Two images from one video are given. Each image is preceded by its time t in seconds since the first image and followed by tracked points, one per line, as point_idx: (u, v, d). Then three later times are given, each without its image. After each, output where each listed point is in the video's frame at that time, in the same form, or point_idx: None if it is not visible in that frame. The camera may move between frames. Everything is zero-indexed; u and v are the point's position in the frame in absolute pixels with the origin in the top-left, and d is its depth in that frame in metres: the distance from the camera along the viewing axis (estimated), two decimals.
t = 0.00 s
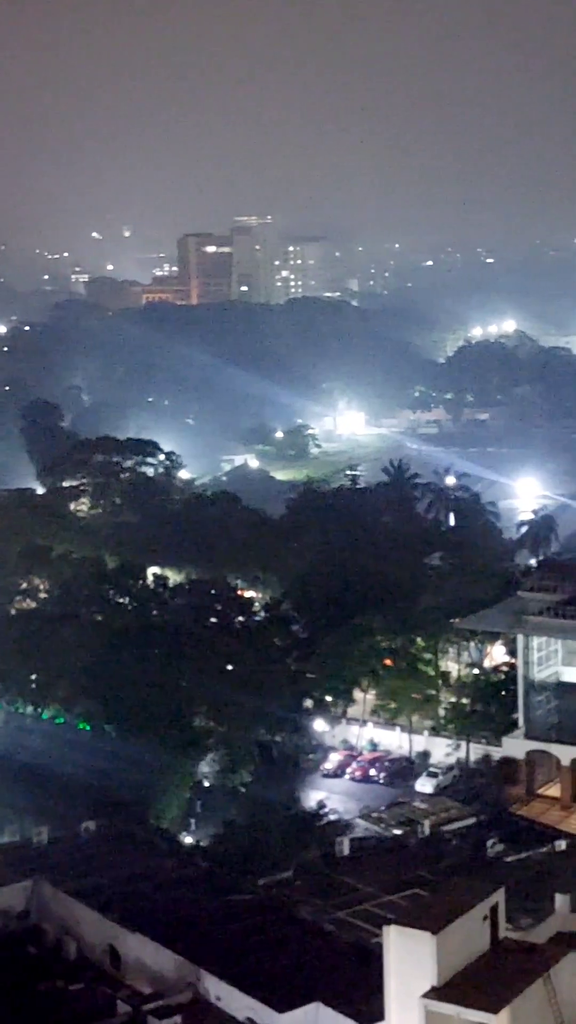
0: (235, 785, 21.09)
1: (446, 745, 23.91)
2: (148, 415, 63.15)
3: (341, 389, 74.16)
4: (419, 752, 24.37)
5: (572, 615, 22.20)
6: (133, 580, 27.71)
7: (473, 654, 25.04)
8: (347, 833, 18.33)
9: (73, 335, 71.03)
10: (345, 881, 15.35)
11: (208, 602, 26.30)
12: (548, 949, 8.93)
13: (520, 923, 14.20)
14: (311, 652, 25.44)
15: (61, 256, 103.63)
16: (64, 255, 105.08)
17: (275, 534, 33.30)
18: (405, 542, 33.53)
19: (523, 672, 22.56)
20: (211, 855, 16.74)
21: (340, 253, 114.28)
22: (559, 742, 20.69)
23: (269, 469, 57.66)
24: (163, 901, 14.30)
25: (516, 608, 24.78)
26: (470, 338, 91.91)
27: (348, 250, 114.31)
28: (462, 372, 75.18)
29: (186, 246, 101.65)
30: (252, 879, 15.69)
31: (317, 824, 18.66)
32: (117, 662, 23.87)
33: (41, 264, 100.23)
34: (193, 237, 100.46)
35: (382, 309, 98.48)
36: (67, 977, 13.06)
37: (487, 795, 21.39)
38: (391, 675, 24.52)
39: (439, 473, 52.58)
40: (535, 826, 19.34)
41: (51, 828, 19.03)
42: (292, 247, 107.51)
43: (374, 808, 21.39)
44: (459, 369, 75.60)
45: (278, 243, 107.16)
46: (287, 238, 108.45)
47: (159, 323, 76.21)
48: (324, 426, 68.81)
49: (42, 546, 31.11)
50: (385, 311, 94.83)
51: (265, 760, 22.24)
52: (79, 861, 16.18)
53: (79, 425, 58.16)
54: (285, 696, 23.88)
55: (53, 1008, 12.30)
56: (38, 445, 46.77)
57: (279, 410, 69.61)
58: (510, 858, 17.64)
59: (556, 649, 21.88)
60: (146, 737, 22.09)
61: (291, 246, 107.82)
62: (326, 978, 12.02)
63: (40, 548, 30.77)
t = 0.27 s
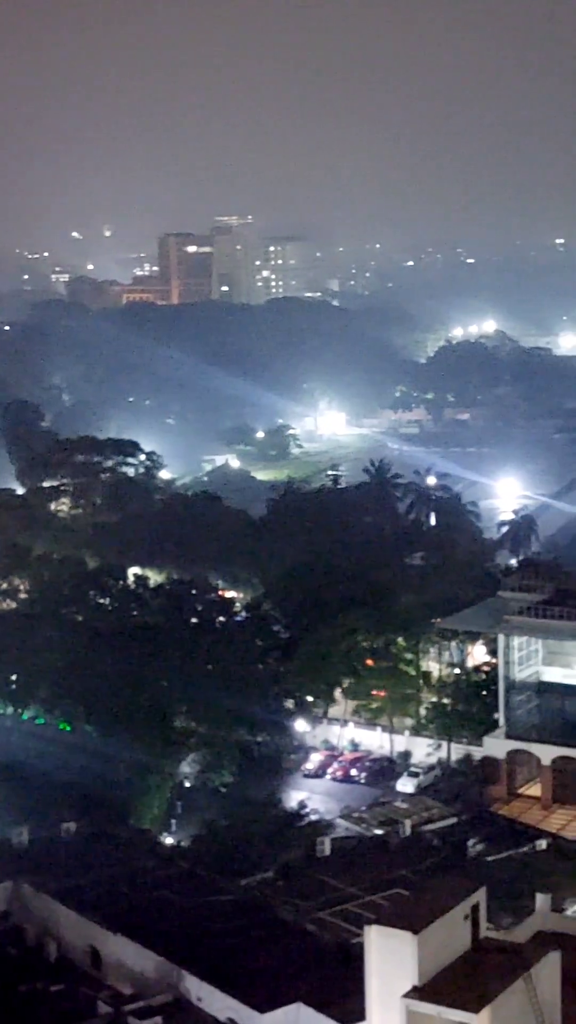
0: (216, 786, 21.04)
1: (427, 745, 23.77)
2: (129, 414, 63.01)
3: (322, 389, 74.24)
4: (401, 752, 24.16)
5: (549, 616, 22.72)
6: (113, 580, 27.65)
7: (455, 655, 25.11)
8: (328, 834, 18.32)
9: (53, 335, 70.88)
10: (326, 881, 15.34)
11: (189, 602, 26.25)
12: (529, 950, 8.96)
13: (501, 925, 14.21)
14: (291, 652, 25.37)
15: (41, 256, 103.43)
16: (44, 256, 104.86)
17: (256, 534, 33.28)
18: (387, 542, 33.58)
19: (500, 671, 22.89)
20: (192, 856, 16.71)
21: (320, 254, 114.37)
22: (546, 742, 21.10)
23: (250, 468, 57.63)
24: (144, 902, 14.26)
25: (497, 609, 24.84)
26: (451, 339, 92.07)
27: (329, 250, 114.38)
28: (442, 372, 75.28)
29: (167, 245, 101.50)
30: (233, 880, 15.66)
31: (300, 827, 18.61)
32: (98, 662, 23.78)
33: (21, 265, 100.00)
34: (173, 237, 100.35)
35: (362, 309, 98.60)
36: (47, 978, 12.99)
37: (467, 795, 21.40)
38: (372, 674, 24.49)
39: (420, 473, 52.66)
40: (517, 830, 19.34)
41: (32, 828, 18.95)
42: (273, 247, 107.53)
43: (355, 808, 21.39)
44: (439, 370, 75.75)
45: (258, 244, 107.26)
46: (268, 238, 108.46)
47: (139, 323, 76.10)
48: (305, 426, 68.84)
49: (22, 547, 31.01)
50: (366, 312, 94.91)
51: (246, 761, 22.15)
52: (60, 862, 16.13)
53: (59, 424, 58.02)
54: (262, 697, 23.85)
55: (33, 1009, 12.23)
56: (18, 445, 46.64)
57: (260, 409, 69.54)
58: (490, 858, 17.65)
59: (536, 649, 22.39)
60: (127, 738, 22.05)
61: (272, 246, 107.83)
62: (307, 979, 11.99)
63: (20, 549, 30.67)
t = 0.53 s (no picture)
0: (204, 787, 21.00)
1: (414, 745, 23.97)
2: (115, 415, 62.96)
3: (309, 390, 74.38)
4: (388, 752, 24.34)
5: (537, 616, 22.63)
6: (100, 580, 27.62)
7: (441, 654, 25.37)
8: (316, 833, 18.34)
9: (40, 336, 70.80)
10: (314, 881, 15.33)
11: (176, 601, 26.22)
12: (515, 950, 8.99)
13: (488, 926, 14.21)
14: (277, 650, 25.31)
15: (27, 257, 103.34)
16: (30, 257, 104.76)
17: (243, 535, 33.29)
18: (374, 542, 33.66)
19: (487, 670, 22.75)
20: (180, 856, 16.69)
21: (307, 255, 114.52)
22: (531, 742, 21.30)
23: (237, 468, 57.72)
24: (131, 903, 14.23)
25: (484, 608, 24.87)
26: (437, 340, 92.27)
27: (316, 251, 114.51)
28: (430, 373, 75.49)
29: (154, 245, 101.48)
30: (221, 880, 15.65)
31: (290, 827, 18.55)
32: (85, 661, 23.75)
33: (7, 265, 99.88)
34: (160, 237, 100.35)
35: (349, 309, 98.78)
36: (34, 980, 12.95)
37: (455, 795, 21.44)
38: (359, 675, 24.40)
39: (407, 474, 52.83)
40: (505, 830, 19.36)
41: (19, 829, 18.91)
42: (260, 247, 107.68)
43: (342, 808, 21.43)
44: (426, 370, 75.95)
45: (245, 244, 107.40)
46: (255, 239, 108.56)
47: (126, 323, 76.09)
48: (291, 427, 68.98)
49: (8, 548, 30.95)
50: (353, 312, 95.06)
51: (234, 763, 22.10)
52: (47, 863, 16.09)
53: (45, 425, 57.98)
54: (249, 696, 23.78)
55: (19, 1009, 12.18)
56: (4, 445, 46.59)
57: (247, 410, 69.65)
58: (477, 857, 17.67)
59: (524, 649, 22.19)
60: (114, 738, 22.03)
61: (259, 246, 108.01)
62: (295, 978, 11.98)
63: (7, 549, 30.62)
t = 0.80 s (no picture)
0: (193, 789, 20.99)
1: (403, 745, 23.92)
2: (104, 414, 62.92)
3: (298, 390, 74.47)
4: (377, 752, 24.29)
5: (525, 616, 22.77)
6: (89, 581, 27.61)
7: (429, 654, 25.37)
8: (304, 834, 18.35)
9: (28, 336, 70.74)
10: (302, 882, 15.35)
11: (165, 600, 26.19)
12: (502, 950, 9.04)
13: (477, 926, 14.24)
14: (267, 651, 25.28)
15: (16, 258, 103.24)
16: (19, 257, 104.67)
17: (233, 535, 33.29)
18: (363, 542, 33.74)
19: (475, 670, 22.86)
20: (168, 857, 16.69)
21: (296, 255, 114.60)
22: (520, 743, 21.34)
23: (227, 468, 57.77)
24: (119, 903, 14.24)
25: (472, 609, 24.95)
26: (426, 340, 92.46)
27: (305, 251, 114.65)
28: (419, 373, 75.64)
29: (143, 246, 101.48)
30: (209, 880, 15.65)
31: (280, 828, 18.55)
32: (73, 661, 23.72)
33: None
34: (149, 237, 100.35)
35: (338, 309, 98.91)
36: (22, 981, 12.93)
37: (443, 794, 21.48)
38: (348, 675, 24.44)
39: (397, 474, 53.03)
40: (494, 830, 19.40)
41: (8, 827, 18.88)
42: (249, 248, 107.86)
43: (331, 808, 21.52)
44: (415, 370, 76.10)
45: (234, 245, 107.55)
46: (245, 239, 108.66)
47: (114, 323, 76.09)
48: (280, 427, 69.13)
49: None
50: (342, 312, 95.19)
51: (224, 764, 22.09)
52: (34, 864, 16.07)
53: (34, 426, 57.94)
54: (238, 696, 23.73)
55: (8, 1011, 12.16)
56: None
57: (237, 411, 69.68)
58: (466, 858, 17.71)
59: (513, 650, 22.33)
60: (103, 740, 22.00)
61: (248, 247, 108.16)
62: (282, 979, 11.99)
63: None
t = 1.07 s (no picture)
0: (184, 789, 20.98)
1: (395, 746, 23.88)
2: (95, 414, 62.91)
3: (289, 390, 74.53)
4: (369, 752, 24.25)
5: (517, 616, 22.87)
6: (81, 581, 27.59)
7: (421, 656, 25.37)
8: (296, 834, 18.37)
9: (20, 336, 70.78)
10: (294, 882, 15.35)
11: (156, 600, 26.16)
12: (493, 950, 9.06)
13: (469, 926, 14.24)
14: (259, 651, 25.18)
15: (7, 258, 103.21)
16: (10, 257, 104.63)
17: (224, 535, 33.33)
18: (355, 543, 33.83)
19: (467, 671, 22.94)
20: (160, 858, 16.66)
21: (288, 255, 114.71)
22: (512, 743, 21.41)
23: (219, 469, 57.88)
24: (111, 904, 14.23)
25: (463, 609, 25.03)
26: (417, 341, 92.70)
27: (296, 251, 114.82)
28: (410, 374, 75.83)
29: (135, 246, 101.55)
30: (201, 881, 15.64)
31: (271, 828, 18.54)
32: (65, 662, 23.69)
33: None
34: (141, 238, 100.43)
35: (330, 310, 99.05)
36: (14, 981, 12.90)
37: (435, 794, 21.53)
38: (341, 676, 24.56)
39: (389, 474, 53.23)
40: (485, 830, 19.42)
41: None
42: (241, 249, 108.11)
43: (323, 808, 21.61)
44: (407, 371, 76.22)
45: (226, 245, 107.69)
46: (236, 239, 108.83)
47: (106, 323, 76.14)
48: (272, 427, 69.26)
49: None
50: (334, 313, 95.39)
51: (216, 765, 22.07)
52: (26, 865, 16.05)
53: (25, 426, 57.94)
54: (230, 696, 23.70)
55: None
56: None
57: (228, 411, 69.76)
58: (458, 858, 17.73)
59: (504, 651, 22.44)
60: (95, 740, 21.95)
61: (240, 247, 108.38)
62: (274, 980, 11.98)
63: None
